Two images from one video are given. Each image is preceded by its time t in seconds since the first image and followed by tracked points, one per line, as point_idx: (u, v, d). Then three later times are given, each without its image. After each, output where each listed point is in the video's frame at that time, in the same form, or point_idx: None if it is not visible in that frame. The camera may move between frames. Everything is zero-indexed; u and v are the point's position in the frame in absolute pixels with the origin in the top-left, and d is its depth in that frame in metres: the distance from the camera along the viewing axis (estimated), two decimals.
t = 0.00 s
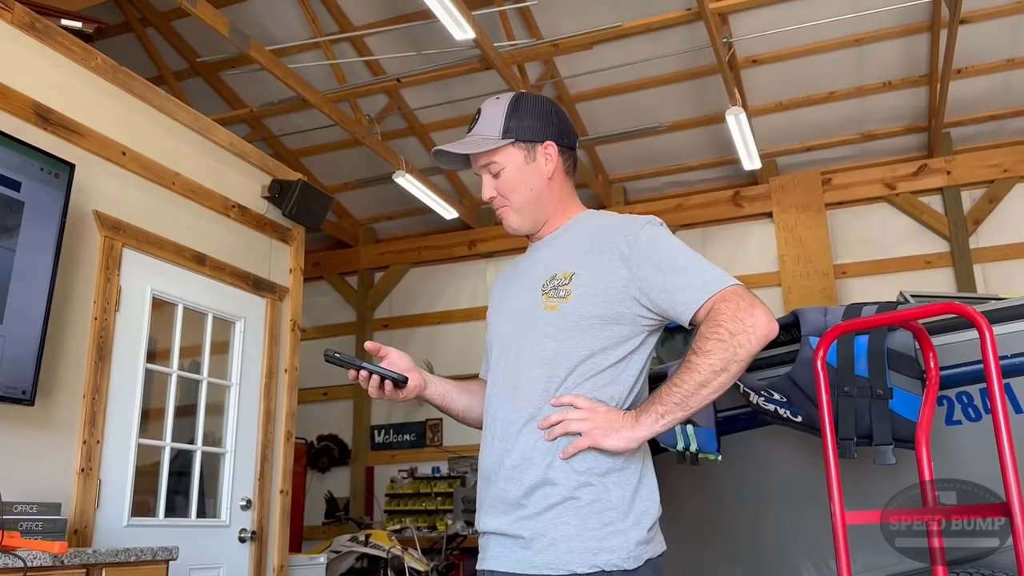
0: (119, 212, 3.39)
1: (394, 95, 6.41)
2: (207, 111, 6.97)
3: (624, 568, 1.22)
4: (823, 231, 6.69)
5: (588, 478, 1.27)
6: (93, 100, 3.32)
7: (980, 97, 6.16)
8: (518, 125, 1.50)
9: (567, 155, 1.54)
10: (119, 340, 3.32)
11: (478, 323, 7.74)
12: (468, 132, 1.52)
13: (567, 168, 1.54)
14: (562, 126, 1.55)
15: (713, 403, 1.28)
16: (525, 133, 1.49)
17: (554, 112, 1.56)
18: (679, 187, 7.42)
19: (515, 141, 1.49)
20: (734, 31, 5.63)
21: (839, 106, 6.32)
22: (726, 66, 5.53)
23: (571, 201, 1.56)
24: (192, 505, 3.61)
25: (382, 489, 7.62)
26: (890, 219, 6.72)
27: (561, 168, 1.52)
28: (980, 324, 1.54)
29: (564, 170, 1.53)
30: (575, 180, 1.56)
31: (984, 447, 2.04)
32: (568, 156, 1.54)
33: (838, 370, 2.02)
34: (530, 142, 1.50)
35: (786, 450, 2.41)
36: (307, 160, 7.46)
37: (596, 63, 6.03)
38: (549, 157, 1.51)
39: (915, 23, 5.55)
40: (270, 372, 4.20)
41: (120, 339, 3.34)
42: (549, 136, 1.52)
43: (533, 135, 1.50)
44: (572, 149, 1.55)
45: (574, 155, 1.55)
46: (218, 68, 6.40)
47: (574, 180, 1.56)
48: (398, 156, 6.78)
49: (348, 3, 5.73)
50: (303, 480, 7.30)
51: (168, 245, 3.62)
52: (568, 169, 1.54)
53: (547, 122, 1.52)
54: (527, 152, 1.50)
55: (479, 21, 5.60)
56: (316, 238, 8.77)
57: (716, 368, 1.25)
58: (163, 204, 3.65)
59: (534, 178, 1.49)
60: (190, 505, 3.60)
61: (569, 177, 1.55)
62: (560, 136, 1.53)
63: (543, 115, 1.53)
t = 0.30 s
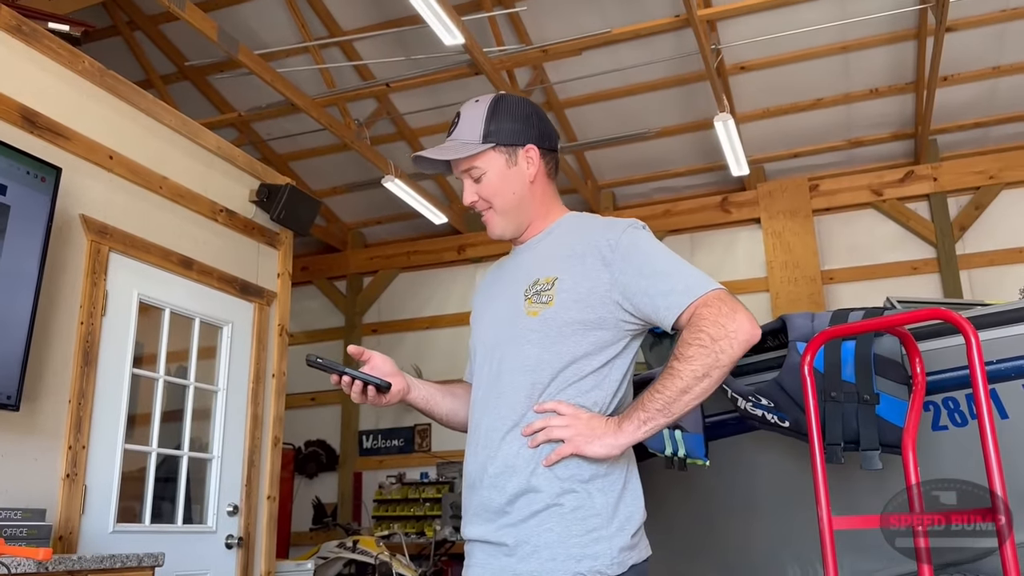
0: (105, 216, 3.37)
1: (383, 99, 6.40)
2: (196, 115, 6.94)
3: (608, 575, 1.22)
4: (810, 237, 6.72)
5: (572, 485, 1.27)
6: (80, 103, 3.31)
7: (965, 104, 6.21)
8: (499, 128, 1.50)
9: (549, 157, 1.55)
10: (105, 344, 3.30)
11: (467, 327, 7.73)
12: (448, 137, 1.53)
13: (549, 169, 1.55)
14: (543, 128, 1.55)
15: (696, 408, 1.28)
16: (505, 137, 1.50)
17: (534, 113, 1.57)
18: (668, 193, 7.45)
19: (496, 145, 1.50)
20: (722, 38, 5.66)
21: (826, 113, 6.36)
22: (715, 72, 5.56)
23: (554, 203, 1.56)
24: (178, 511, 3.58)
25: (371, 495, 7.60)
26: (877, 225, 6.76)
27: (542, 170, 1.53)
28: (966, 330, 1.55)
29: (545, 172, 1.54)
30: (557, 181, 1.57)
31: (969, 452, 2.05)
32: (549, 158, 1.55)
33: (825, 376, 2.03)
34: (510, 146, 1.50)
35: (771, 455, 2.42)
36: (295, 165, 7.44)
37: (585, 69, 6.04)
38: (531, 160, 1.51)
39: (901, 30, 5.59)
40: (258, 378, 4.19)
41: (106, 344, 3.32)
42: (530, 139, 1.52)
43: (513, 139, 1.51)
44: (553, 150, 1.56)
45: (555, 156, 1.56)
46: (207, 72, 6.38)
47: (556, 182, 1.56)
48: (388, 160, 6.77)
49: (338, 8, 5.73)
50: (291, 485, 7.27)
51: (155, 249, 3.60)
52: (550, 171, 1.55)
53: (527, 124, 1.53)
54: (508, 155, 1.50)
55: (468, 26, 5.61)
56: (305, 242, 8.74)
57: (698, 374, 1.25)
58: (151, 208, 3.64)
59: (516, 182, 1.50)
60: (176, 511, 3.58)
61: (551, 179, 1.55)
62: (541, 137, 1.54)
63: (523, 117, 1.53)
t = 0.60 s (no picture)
0: (107, 222, 3.38)
1: (384, 104, 6.42)
2: (197, 120, 6.95)
3: None
4: (812, 241, 6.72)
5: (565, 491, 1.27)
6: (81, 109, 3.31)
7: (966, 108, 6.22)
8: (488, 132, 1.50)
9: (540, 158, 1.55)
10: (107, 350, 3.31)
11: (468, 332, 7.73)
12: (437, 143, 1.53)
13: (541, 171, 1.55)
14: (534, 130, 1.56)
15: (688, 411, 1.28)
16: (495, 140, 1.50)
17: (523, 114, 1.57)
18: (669, 197, 7.45)
19: (485, 151, 1.49)
20: (723, 42, 5.67)
21: (827, 116, 6.36)
22: (715, 77, 5.56)
23: (547, 204, 1.56)
24: (180, 517, 3.58)
25: (372, 500, 7.59)
26: (878, 229, 6.76)
27: (534, 173, 1.53)
28: (968, 333, 1.55)
29: (537, 174, 1.54)
30: (549, 182, 1.57)
31: (971, 457, 2.05)
32: (541, 159, 1.55)
33: (827, 379, 2.03)
34: (501, 149, 1.50)
35: (774, 459, 2.41)
36: (296, 170, 7.46)
37: (585, 73, 6.05)
38: (522, 164, 1.51)
39: (902, 34, 5.59)
40: (259, 383, 4.19)
41: (107, 350, 3.32)
42: (520, 142, 1.52)
43: (504, 143, 1.50)
44: (543, 151, 1.56)
45: (546, 158, 1.56)
46: (208, 78, 6.40)
47: (548, 183, 1.56)
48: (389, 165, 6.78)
49: (339, 13, 5.74)
50: (293, 490, 7.27)
51: (157, 255, 3.61)
52: (542, 173, 1.55)
53: (516, 127, 1.53)
54: (499, 160, 1.50)
55: (469, 31, 5.62)
56: (306, 247, 8.75)
57: (689, 377, 1.25)
58: (152, 214, 3.64)
59: (508, 186, 1.50)
60: (177, 516, 3.58)
61: (543, 180, 1.55)
62: (530, 139, 1.54)
63: (512, 120, 1.53)
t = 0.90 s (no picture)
0: (122, 228, 3.41)
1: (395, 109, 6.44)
2: (209, 127, 7.00)
3: None
4: (824, 243, 6.70)
5: (571, 496, 1.27)
6: (96, 117, 3.34)
7: (979, 107, 6.18)
8: (495, 133, 1.50)
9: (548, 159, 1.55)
10: (122, 355, 3.33)
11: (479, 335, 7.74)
12: (444, 144, 1.54)
13: (549, 171, 1.55)
14: (541, 130, 1.56)
15: (694, 414, 1.27)
16: (502, 141, 1.50)
17: (531, 114, 1.57)
18: (680, 200, 7.44)
19: (492, 151, 1.50)
20: (733, 44, 5.65)
21: (839, 117, 6.34)
22: (726, 78, 5.55)
23: (556, 204, 1.56)
24: (194, 521, 3.60)
25: (385, 504, 7.60)
26: (891, 230, 6.72)
27: (542, 174, 1.53)
28: (983, 335, 1.55)
29: (545, 174, 1.54)
30: (557, 183, 1.57)
31: (988, 459, 2.03)
32: (548, 160, 1.55)
33: (841, 381, 2.02)
34: (508, 150, 1.51)
35: (789, 462, 2.41)
36: (308, 175, 7.49)
37: (595, 77, 6.05)
38: (529, 164, 1.52)
39: (914, 34, 5.56)
40: (273, 388, 4.21)
41: (122, 355, 3.34)
42: (528, 142, 1.52)
43: (511, 143, 1.51)
44: (551, 151, 1.56)
45: (554, 158, 1.56)
46: (220, 85, 6.44)
47: (557, 183, 1.57)
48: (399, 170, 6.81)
49: (350, 19, 5.77)
50: (306, 494, 7.30)
51: (171, 261, 3.63)
52: (550, 173, 1.55)
53: (524, 126, 1.53)
54: (507, 160, 1.50)
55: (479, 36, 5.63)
56: (318, 252, 8.78)
57: (694, 379, 1.24)
58: (166, 220, 3.67)
59: (515, 187, 1.50)
60: (192, 521, 3.59)
61: (552, 181, 1.55)
62: (539, 139, 1.54)
63: (520, 121, 1.53)
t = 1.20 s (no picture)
0: (144, 234, 3.44)
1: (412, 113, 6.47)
2: (228, 133, 7.06)
3: None
4: (844, 243, 6.65)
5: (588, 500, 1.27)
6: (118, 125, 3.39)
7: (1000, 105, 6.12)
8: (538, 122, 1.53)
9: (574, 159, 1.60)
10: (145, 360, 3.36)
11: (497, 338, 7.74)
12: (484, 125, 1.52)
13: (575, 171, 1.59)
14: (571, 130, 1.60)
15: (714, 418, 1.25)
16: (544, 130, 1.53)
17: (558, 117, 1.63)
18: (698, 201, 7.42)
19: (534, 138, 1.52)
20: (750, 44, 5.63)
21: (858, 117, 6.30)
22: (743, 79, 5.53)
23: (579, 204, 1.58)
24: (217, 525, 3.63)
25: (405, 506, 7.63)
26: (912, 230, 6.66)
27: (573, 170, 1.57)
28: (1009, 334, 1.53)
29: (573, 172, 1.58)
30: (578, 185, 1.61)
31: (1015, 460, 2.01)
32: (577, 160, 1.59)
33: (864, 383, 2.01)
34: (548, 140, 1.53)
35: (812, 464, 2.38)
36: (326, 180, 7.54)
37: (611, 79, 6.04)
38: (565, 158, 1.55)
39: (933, 31, 5.52)
40: (294, 392, 4.23)
41: (146, 360, 3.38)
42: (564, 136, 1.56)
43: (550, 133, 1.53)
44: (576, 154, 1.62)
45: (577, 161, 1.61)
46: (239, 91, 6.50)
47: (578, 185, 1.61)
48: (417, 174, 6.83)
49: (367, 24, 5.81)
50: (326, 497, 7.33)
51: (193, 266, 3.67)
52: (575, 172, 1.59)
53: (560, 121, 1.57)
54: (545, 149, 1.53)
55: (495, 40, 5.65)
56: (336, 256, 8.82)
57: (713, 384, 1.22)
58: (188, 226, 3.70)
59: (552, 176, 1.52)
60: (215, 524, 3.62)
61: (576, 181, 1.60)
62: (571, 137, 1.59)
63: (557, 115, 1.57)
